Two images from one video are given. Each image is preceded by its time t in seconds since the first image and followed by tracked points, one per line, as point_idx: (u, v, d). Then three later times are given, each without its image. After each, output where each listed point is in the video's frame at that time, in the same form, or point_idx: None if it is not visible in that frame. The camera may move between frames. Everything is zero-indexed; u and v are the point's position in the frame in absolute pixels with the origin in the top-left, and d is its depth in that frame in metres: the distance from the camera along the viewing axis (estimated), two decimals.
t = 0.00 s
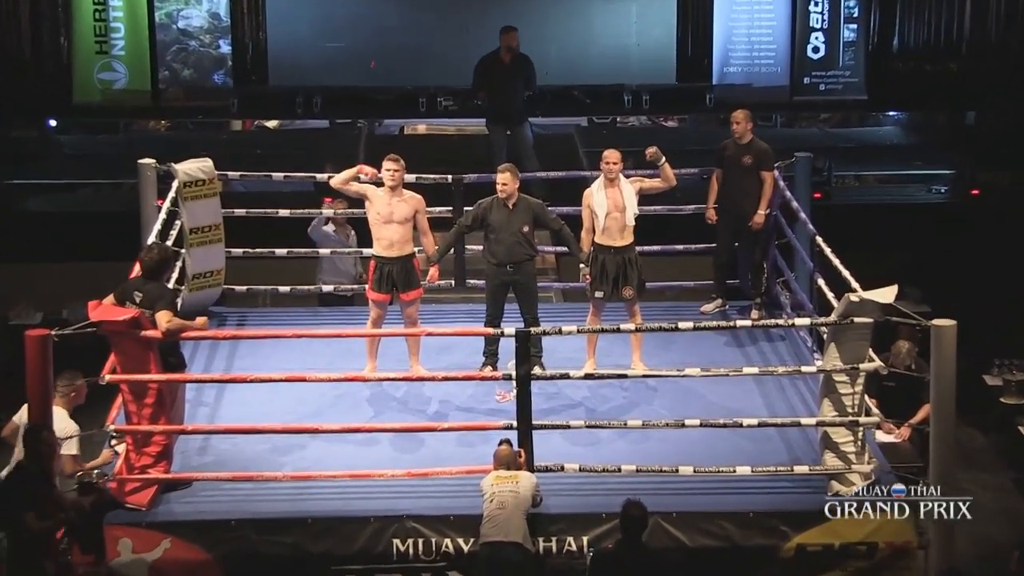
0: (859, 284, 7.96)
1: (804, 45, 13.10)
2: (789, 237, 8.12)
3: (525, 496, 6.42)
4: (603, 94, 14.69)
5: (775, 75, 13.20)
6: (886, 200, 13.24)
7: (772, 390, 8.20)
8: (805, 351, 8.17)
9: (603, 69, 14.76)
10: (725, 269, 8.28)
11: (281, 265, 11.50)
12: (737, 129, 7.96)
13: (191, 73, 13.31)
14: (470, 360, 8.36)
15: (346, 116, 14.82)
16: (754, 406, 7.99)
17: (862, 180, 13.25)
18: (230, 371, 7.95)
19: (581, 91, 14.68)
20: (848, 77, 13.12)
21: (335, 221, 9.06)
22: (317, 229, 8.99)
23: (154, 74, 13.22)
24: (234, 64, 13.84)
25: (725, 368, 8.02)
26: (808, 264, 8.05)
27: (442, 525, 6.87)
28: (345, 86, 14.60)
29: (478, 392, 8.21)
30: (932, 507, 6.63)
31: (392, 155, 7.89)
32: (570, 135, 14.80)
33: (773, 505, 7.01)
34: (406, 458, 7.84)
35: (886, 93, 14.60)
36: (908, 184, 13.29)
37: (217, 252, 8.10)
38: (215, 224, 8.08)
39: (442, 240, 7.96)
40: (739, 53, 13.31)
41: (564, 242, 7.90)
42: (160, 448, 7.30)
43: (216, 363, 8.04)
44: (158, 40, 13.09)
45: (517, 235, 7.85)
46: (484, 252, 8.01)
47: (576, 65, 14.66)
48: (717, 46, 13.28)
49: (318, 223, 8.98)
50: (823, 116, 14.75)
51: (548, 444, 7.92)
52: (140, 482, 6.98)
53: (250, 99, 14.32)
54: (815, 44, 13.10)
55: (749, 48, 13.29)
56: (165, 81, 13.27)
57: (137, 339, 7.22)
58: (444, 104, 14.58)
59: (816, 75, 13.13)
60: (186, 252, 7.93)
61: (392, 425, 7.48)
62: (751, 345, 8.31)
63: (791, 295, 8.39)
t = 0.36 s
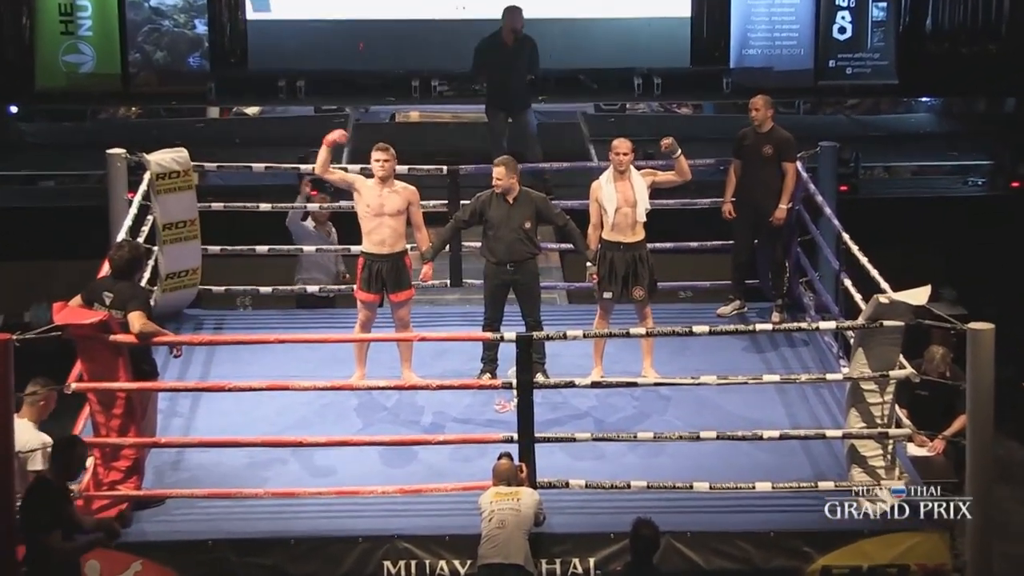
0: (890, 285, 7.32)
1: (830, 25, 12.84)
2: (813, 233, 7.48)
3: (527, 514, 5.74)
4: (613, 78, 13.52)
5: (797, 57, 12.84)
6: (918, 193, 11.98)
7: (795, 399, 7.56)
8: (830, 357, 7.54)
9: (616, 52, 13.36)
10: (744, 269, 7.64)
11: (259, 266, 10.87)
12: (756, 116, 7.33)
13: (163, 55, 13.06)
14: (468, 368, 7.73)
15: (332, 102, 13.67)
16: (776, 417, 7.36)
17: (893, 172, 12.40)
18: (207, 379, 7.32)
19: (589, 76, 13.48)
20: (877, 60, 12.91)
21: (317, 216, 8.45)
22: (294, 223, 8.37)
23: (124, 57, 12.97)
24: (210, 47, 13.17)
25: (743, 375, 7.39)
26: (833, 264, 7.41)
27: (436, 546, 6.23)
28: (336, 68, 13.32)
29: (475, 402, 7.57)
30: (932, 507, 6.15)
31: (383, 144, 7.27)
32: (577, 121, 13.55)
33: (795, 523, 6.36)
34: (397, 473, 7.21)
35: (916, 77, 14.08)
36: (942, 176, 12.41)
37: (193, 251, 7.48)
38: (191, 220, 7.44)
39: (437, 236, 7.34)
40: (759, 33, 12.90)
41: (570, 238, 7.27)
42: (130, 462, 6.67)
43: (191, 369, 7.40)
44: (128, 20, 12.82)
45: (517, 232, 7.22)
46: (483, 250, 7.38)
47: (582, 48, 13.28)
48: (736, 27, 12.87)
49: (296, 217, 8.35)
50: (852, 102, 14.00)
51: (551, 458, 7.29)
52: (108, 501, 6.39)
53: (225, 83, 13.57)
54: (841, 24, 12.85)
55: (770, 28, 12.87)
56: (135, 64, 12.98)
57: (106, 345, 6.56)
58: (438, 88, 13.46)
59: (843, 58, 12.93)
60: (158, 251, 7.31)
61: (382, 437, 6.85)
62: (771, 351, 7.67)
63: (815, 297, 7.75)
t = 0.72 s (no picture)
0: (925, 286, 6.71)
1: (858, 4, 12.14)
2: (840, 229, 6.89)
3: (530, 534, 5.11)
4: (622, 59, 12.88)
5: (823, 37, 12.19)
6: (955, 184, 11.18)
7: (819, 409, 6.96)
8: (859, 364, 6.93)
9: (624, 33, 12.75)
10: (765, 268, 7.04)
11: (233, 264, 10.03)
12: (778, 102, 6.72)
13: (133, 36, 12.27)
14: (465, 375, 7.13)
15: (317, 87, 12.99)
16: (800, 429, 6.76)
17: (927, 162, 11.57)
18: (181, 387, 6.74)
19: (595, 58, 12.86)
20: (910, 40, 12.19)
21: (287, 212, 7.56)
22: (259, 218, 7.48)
23: (90, 36, 12.30)
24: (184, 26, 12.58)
25: (764, 384, 6.79)
26: (861, 262, 6.81)
27: (426, 567, 5.76)
28: (324, 49, 12.76)
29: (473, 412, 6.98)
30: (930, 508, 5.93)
31: (372, 132, 6.64)
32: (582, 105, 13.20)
33: (818, 543, 5.91)
34: (388, 490, 6.60)
35: (951, 57, 13.47)
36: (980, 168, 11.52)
37: (165, 248, 6.89)
38: (164, 215, 6.86)
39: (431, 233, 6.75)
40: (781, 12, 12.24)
41: (576, 235, 6.67)
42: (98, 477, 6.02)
43: (164, 377, 6.82)
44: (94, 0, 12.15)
45: (519, 228, 6.61)
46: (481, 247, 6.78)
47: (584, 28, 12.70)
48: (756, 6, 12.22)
49: (261, 211, 7.46)
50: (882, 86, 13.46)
51: (556, 473, 6.69)
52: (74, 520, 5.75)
53: (203, 65, 12.79)
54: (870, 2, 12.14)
55: (793, 6, 12.20)
56: (103, 45, 12.22)
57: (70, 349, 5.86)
58: (432, 71, 12.73)
59: (872, 38, 12.22)
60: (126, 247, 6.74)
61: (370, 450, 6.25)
62: (794, 357, 7.08)
63: (842, 299, 7.14)
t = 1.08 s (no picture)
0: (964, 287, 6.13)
1: None
2: (871, 224, 6.32)
3: (530, 558, 4.42)
4: (634, 40, 12.09)
5: (852, 15, 11.47)
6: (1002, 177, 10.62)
7: (847, 421, 6.38)
8: (891, 372, 6.36)
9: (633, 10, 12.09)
10: (788, 267, 6.48)
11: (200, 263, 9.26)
12: (803, 85, 6.13)
13: (100, 14, 11.54)
14: (459, 386, 6.55)
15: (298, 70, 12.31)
16: (827, 443, 6.17)
17: (965, 151, 10.93)
18: (150, 399, 6.16)
19: (603, 37, 12.10)
20: (946, 19, 11.37)
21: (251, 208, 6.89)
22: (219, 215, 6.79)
23: (54, 15, 11.46)
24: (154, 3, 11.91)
25: (789, 394, 6.21)
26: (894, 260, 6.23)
27: None
28: (299, 27, 12.16)
29: (469, 424, 6.40)
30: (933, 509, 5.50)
31: (361, 118, 6.03)
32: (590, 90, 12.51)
33: (850, 570, 5.35)
34: (375, 510, 6.02)
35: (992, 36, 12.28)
36: None
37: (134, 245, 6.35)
38: (132, 209, 6.30)
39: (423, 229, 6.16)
40: None
41: (582, 230, 6.09)
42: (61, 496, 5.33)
43: (132, 387, 6.25)
44: None
45: (520, 224, 6.02)
46: (478, 244, 6.19)
47: (599, 5, 12.10)
48: None
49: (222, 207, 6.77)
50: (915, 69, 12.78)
51: (561, 490, 6.10)
52: (30, 542, 5.11)
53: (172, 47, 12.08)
54: None
55: None
56: (65, 23, 11.48)
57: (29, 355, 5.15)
58: (425, 52, 11.97)
59: (906, 17, 11.41)
60: (90, 245, 6.18)
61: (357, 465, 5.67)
62: (819, 364, 6.51)
63: (873, 301, 6.57)
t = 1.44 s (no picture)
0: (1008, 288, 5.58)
1: None
2: (905, 219, 5.83)
3: None
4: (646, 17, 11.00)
5: None
6: None
7: (879, 435, 5.83)
8: (927, 381, 5.84)
9: None
10: (813, 266, 6.02)
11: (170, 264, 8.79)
12: (832, 67, 5.63)
13: None
14: (455, 397, 6.01)
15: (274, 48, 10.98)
16: (858, 459, 5.63)
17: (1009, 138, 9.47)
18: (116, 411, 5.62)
19: (614, 16, 10.92)
20: None
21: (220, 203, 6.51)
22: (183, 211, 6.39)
23: None
24: None
25: (815, 405, 5.68)
26: (931, 258, 5.68)
27: None
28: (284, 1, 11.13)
29: (465, 437, 5.86)
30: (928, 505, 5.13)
31: (348, 102, 5.47)
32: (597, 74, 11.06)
33: None
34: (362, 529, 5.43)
35: None
36: None
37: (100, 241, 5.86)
38: (97, 202, 5.80)
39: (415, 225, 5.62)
40: None
41: (588, 226, 5.56)
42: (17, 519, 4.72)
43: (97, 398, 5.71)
44: None
45: (521, 219, 5.47)
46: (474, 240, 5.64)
47: None
48: None
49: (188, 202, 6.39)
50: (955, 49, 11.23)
51: (566, 511, 5.54)
52: None
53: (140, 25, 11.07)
54: None
55: None
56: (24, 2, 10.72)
57: None
58: (416, 31, 10.76)
59: None
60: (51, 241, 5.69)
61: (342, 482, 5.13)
62: (849, 372, 5.99)
63: (908, 302, 6.10)
